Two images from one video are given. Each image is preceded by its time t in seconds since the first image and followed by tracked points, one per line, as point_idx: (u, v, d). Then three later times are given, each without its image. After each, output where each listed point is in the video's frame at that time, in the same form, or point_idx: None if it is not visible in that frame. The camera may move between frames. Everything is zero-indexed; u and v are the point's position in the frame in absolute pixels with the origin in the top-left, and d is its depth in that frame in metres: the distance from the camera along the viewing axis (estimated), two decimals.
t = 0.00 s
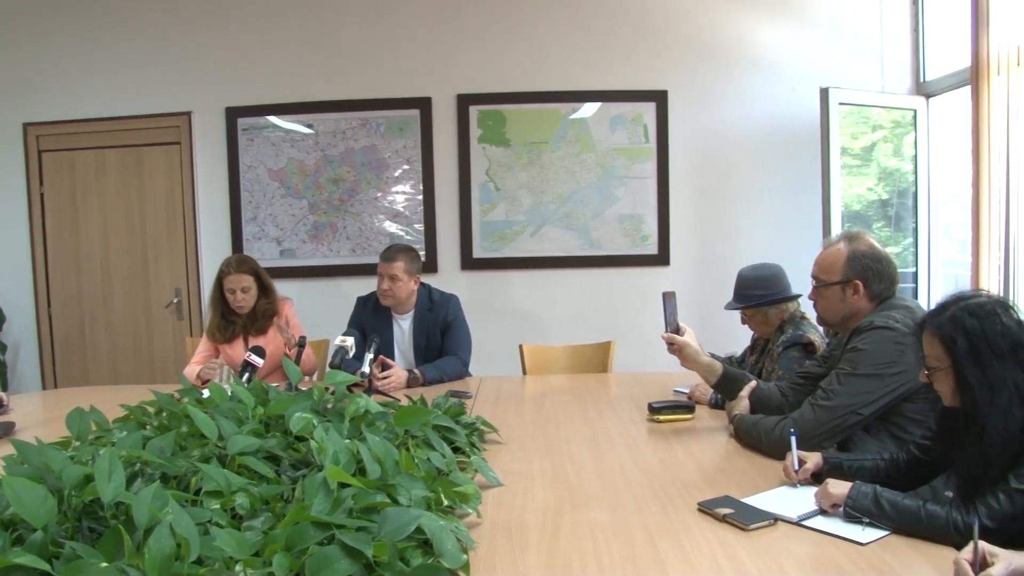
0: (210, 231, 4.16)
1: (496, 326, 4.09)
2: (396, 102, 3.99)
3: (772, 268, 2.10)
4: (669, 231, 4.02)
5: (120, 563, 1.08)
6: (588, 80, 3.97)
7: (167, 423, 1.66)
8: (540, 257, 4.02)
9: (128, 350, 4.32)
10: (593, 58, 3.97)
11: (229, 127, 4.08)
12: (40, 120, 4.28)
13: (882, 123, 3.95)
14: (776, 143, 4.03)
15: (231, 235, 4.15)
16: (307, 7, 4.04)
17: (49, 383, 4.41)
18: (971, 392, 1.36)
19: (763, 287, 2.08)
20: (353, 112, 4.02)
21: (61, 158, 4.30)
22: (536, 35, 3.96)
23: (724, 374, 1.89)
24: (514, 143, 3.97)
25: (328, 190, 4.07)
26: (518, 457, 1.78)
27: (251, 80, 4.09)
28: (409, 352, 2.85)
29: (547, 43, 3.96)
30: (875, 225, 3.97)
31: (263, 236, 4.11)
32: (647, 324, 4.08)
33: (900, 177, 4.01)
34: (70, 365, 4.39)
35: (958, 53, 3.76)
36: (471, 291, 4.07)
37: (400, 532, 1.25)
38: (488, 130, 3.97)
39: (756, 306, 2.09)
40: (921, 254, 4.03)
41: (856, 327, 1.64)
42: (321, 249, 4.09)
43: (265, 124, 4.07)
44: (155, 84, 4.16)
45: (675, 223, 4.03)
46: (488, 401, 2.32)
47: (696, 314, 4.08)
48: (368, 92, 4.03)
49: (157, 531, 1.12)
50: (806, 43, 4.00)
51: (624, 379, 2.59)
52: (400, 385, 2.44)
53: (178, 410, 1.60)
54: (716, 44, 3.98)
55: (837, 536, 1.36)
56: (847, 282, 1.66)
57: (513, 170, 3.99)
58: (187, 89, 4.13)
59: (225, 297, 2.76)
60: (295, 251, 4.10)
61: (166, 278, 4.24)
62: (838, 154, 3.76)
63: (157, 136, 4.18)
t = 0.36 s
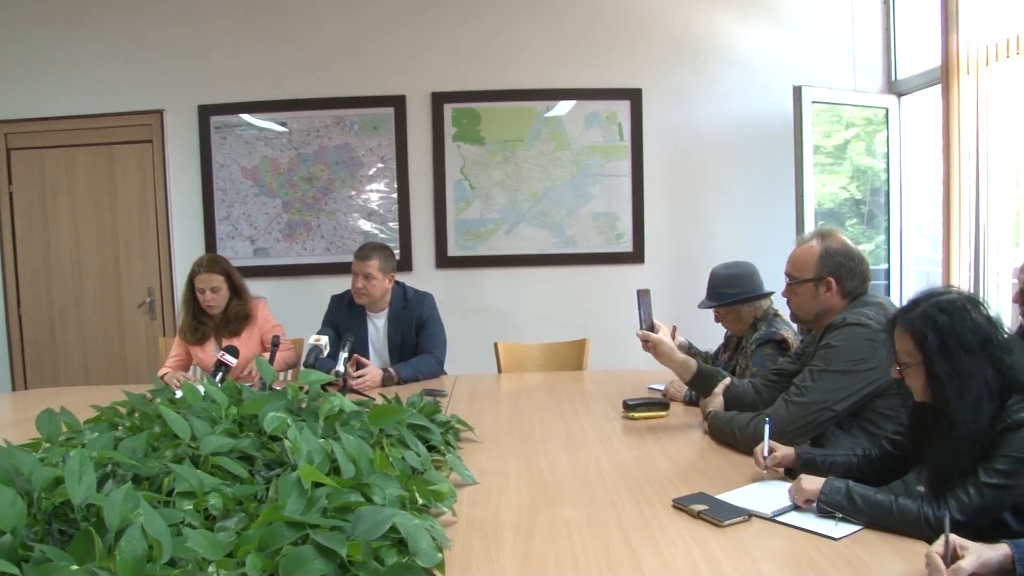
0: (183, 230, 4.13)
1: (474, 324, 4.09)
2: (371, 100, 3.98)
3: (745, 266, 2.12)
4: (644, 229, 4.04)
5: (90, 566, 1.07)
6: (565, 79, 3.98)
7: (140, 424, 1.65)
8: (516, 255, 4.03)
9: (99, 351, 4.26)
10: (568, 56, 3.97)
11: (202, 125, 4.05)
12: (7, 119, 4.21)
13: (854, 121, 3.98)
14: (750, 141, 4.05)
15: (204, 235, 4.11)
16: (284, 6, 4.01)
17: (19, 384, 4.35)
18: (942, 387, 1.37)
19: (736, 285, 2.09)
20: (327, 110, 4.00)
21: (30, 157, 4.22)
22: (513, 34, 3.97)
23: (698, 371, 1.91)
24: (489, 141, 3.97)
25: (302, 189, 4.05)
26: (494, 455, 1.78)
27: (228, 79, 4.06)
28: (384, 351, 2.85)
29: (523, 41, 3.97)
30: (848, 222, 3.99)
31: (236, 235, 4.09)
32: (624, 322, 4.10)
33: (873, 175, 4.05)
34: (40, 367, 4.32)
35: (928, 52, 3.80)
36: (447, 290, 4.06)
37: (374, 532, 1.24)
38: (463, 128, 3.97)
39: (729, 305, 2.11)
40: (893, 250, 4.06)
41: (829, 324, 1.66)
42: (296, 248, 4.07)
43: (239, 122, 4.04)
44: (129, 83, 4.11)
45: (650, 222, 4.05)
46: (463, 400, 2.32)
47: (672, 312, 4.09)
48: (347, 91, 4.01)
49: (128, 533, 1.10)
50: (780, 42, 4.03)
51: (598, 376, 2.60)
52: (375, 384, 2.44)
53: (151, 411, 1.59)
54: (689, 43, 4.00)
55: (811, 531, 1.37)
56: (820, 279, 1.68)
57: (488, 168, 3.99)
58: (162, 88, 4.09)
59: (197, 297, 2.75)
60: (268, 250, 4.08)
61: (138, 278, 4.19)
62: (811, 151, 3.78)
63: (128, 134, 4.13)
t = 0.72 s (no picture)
0: (158, 228, 4.09)
1: (453, 321, 4.08)
2: (347, 97, 3.96)
3: (722, 261, 2.13)
4: (620, 224, 4.05)
5: (63, 567, 1.06)
6: (544, 76, 3.98)
7: (115, 423, 1.64)
8: (494, 252, 4.02)
9: (74, 350, 4.22)
10: (545, 52, 3.98)
11: (177, 122, 4.02)
12: None
13: (829, 117, 4.01)
14: (727, 138, 4.07)
15: (179, 231, 4.08)
16: (263, 3, 3.99)
17: None
18: (917, 381, 1.38)
19: (714, 280, 2.10)
20: (303, 107, 3.98)
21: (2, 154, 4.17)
22: (494, 32, 3.97)
23: (676, 367, 1.92)
24: (466, 137, 3.97)
25: (279, 185, 4.03)
26: (472, 451, 1.78)
27: (205, 75, 4.02)
28: (361, 348, 2.84)
29: (500, 38, 3.97)
30: (824, 218, 4.02)
31: (212, 232, 4.06)
32: (603, 319, 4.11)
33: (850, 171, 4.07)
34: (13, 367, 4.27)
35: (903, 49, 3.83)
36: (425, 287, 4.05)
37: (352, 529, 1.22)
38: (440, 124, 3.97)
39: (707, 300, 2.11)
40: (869, 246, 4.09)
41: (806, 318, 1.67)
42: (272, 245, 4.04)
43: (214, 118, 4.02)
44: (103, 79, 4.06)
45: (627, 218, 4.06)
46: (441, 396, 2.32)
47: (650, 309, 4.11)
48: (329, 89, 3.99)
49: (102, 532, 1.09)
50: (757, 40, 4.05)
51: (576, 373, 2.60)
52: (352, 380, 2.43)
53: (125, 409, 1.58)
54: (666, 40, 4.01)
55: (787, 525, 1.37)
56: (796, 274, 1.69)
57: (465, 164, 3.99)
58: (138, 85, 4.05)
59: (172, 295, 2.73)
60: (245, 247, 4.05)
61: (113, 276, 4.15)
62: (787, 147, 3.80)
63: (102, 131, 4.10)
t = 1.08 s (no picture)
0: (130, 224, 4.05)
1: (430, 317, 4.07)
2: (321, 91, 3.94)
3: (695, 255, 2.14)
4: (595, 219, 4.06)
5: (32, 567, 1.04)
6: (520, 71, 3.98)
7: (87, 421, 1.62)
8: (471, 247, 4.02)
9: (45, 348, 4.17)
10: (520, 47, 3.98)
11: (149, 117, 3.98)
12: None
13: (804, 112, 4.04)
14: (702, 132, 4.09)
15: (151, 227, 4.04)
16: None
17: None
18: (889, 374, 1.39)
19: (687, 274, 2.11)
20: (276, 102, 3.95)
21: None
22: (472, 27, 3.96)
23: (650, 361, 1.93)
24: (440, 132, 3.96)
25: (252, 181, 4.00)
26: (448, 447, 1.78)
27: (179, 71, 3.99)
28: (336, 344, 2.83)
29: (476, 32, 3.96)
30: (798, 212, 4.04)
31: (185, 228, 4.03)
32: (578, 313, 4.12)
33: (824, 166, 4.09)
34: None
35: (875, 44, 3.86)
36: (401, 282, 4.04)
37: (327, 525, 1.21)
38: (414, 119, 3.96)
39: (681, 294, 2.13)
40: (843, 239, 4.12)
41: (780, 312, 1.68)
42: (246, 240, 4.02)
43: (187, 113, 3.99)
44: (74, 74, 4.01)
45: (602, 213, 4.07)
46: (415, 391, 2.31)
47: (626, 304, 4.12)
48: (305, 84, 3.97)
49: (73, 532, 1.08)
50: (731, 34, 4.06)
51: (551, 367, 2.61)
52: (327, 376, 2.43)
53: (97, 407, 1.56)
54: (642, 35, 4.02)
55: (761, 517, 1.38)
56: (770, 268, 1.70)
57: (439, 159, 3.98)
58: (110, 80, 4.00)
59: (147, 290, 2.71)
60: (219, 243, 4.03)
61: (85, 273, 4.11)
62: (761, 142, 3.82)
63: (73, 126, 4.05)
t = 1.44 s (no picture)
0: (99, 220, 4.01)
1: (405, 312, 4.06)
2: (293, 85, 3.92)
3: (667, 249, 2.16)
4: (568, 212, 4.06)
5: None
6: (494, 65, 3.98)
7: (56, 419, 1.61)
8: (446, 242, 4.02)
9: (13, 346, 4.11)
10: (493, 41, 3.97)
11: (118, 111, 3.94)
12: None
13: (776, 106, 4.06)
14: (675, 126, 4.10)
15: (121, 223, 4.00)
16: None
17: None
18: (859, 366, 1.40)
19: (660, 268, 2.13)
20: (247, 96, 3.93)
21: None
22: (446, 21, 3.95)
23: (623, 354, 1.94)
24: (412, 126, 3.95)
25: (224, 175, 3.97)
26: (421, 442, 1.78)
27: (151, 64, 3.95)
28: (309, 339, 2.82)
29: (450, 26, 3.95)
30: (771, 205, 4.07)
31: (156, 224, 3.99)
32: (551, 307, 4.13)
33: (796, 159, 4.12)
34: None
35: (846, 38, 3.88)
36: (374, 277, 4.03)
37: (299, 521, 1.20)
38: (386, 113, 3.94)
39: (653, 287, 2.14)
40: (814, 233, 4.15)
41: (752, 304, 1.70)
42: (218, 236, 3.99)
43: (157, 107, 3.95)
44: (43, 67, 3.96)
45: (575, 206, 4.07)
46: (388, 386, 2.31)
47: (599, 297, 4.13)
48: (278, 78, 3.94)
49: (41, 532, 1.07)
50: (703, 29, 4.08)
51: (524, 361, 2.61)
52: (300, 372, 2.42)
53: (66, 405, 1.55)
54: (615, 29, 4.02)
55: (734, 509, 1.39)
56: (742, 260, 1.72)
57: (412, 153, 3.96)
58: (80, 73, 3.95)
59: (119, 285, 2.69)
60: (190, 238, 3.99)
61: (53, 269, 4.05)
62: (733, 136, 3.83)
63: (40, 120, 4.00)
